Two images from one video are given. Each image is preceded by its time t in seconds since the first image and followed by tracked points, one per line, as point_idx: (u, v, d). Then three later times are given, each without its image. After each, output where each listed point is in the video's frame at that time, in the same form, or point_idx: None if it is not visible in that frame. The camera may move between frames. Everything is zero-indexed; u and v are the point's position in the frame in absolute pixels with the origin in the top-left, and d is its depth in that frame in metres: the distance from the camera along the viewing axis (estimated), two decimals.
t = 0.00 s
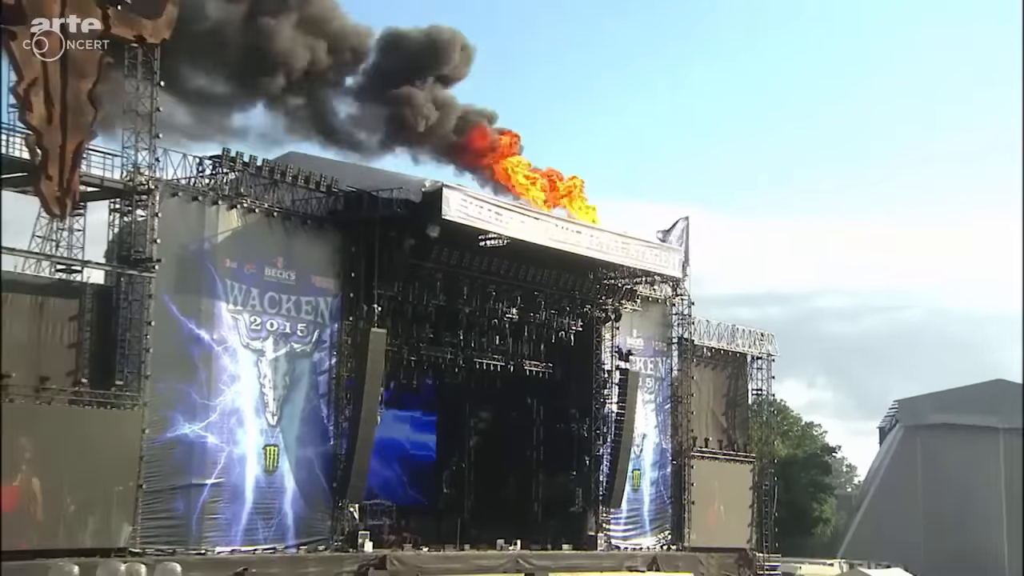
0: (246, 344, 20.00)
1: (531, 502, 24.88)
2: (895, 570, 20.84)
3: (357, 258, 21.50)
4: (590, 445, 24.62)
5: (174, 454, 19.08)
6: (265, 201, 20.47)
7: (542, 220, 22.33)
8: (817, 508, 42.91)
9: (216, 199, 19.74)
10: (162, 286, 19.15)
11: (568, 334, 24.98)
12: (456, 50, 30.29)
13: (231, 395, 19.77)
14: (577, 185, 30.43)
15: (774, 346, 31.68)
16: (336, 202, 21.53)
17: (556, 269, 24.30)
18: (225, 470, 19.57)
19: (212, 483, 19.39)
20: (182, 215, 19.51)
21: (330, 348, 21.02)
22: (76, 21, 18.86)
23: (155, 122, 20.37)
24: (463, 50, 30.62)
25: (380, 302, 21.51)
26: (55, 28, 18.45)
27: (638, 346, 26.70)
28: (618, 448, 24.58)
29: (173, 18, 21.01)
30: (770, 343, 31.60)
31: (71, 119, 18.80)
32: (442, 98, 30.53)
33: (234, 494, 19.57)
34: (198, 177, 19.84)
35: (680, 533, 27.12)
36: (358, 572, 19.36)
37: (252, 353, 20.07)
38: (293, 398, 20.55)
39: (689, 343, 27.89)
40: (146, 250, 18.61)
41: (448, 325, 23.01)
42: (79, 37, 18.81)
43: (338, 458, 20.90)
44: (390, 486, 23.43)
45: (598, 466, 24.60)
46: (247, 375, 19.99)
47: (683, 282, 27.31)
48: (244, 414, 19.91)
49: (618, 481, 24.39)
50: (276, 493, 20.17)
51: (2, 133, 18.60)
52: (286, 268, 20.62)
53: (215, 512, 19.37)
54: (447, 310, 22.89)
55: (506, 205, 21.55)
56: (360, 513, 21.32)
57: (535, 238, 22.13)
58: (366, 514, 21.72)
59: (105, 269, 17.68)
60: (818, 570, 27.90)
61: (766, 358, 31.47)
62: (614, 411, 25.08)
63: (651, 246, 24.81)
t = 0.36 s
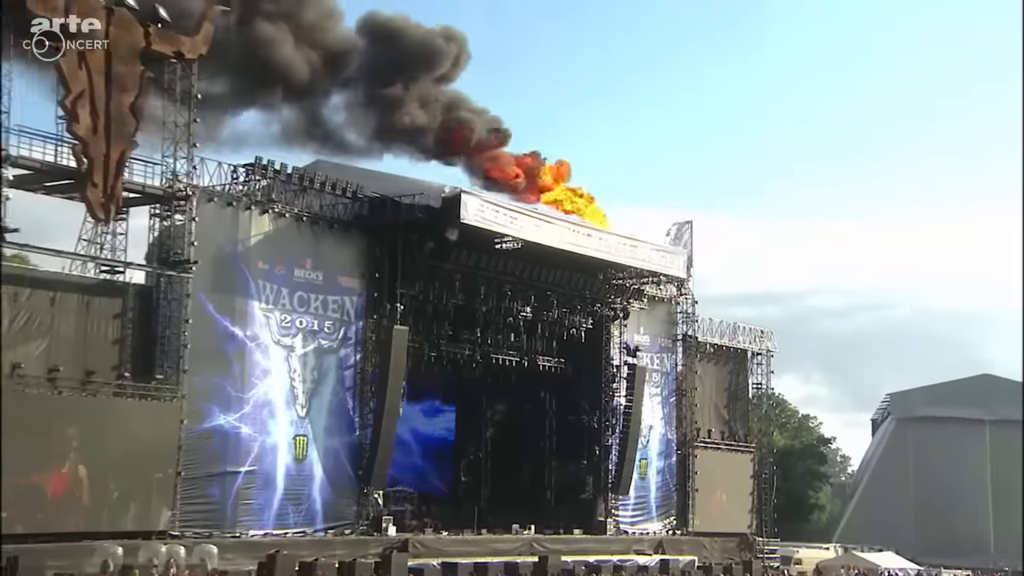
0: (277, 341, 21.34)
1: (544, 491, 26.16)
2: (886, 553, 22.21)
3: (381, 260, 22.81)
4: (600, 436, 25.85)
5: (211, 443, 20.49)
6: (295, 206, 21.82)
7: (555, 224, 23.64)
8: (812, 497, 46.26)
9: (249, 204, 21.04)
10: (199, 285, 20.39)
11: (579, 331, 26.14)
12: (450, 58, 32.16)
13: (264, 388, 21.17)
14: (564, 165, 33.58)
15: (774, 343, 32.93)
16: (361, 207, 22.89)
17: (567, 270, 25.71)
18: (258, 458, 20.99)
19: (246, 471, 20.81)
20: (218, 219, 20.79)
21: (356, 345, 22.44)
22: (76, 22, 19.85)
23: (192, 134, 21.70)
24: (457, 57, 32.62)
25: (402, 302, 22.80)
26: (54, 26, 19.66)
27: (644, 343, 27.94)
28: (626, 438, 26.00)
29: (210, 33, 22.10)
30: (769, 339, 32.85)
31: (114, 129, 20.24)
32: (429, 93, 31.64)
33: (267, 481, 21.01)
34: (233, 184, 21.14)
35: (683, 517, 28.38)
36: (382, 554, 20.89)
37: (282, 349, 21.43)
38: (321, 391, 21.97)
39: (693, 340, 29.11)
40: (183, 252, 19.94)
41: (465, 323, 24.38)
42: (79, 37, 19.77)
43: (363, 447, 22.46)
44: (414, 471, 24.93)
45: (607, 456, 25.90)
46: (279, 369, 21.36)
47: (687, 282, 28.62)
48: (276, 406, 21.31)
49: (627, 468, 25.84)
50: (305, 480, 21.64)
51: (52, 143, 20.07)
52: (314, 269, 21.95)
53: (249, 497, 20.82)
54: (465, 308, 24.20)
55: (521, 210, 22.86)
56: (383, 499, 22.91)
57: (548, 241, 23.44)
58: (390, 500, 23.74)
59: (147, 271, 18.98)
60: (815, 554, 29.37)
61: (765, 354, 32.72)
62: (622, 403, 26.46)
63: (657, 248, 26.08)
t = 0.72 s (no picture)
0: (311, 337, 22.80)
1: (560, 480, 27.61)
2: (884, 536, 23.67)
3: (407, 261, 24.38)
4: (612, 427, 27.31)
5: (250, 432, 22.04)
6: (327, 211, 23.31)
7: (570, 227, 25.05)
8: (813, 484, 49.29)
9: (285, 209, 22.50)
10: (238, 285, 21.84)
11: (592, 329, 27.61)
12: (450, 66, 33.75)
13: (299, 382, 22.64)
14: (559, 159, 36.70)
15: (776, 339, 34.37)
16: (388, 212, 24.47)
17: (582, 270, 27.12)
18: (293, 447, 22.53)
19: (282, 458, 22.37)
20: (255, 224, 22.21)
21: (383, 341, 23.97)
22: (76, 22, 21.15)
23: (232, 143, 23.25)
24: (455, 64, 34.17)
25: (427, 300, 24.33)
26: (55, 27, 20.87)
27: (655, 339, 29.34)
28: (637, 430, 27.27)
29: (248, 51, 23.78)
30: (772, 336, 34.27)
31: (160, 141, 21.75)
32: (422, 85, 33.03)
33: (302, 468, 22.55)
34: (270, 190, 22.59)
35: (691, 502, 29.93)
36: (410, 537, 22.41)
37: (315, 345, 22.88)
38: (351, 384, 23.46)
39: (700, 336, 30.74)
40: (224, 255, 21.46)
41: (486, 320, 25.81)
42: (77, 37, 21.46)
43: (391, 437, 24.01)
44: (439, 459, 26.65)
45: (620, 445, 27.28)
46: (312, 364, 22.83)
47: (695, 282, 30.03)
48: (309, 398, 22.77)
49: (638, 457, 27.07)
50: (337, 467, 23.19)
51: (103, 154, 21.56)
52: (345, 270, 23.41)
53: (285, 483, 22.38)
54: (485, 306, 25.65)
55: (539, 214, 24.28)
56: (410, 485, 24.45)
57: (564, 243, 24.84)
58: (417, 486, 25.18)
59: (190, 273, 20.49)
60: (815, 539, 30.81)
61: (768, 350, 34.16)
62: (634, 396, 27.80)
63: (667, 249, 27.52)
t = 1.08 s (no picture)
0: (346, 334, 24.40)
1: (579, 466, 29.12)
2: (885, 521, 25.08)
3: (437, 263, 26.02)
4: (629, 419, 28.73)
5: (290, 422, 23.62)
6: (361, 216, 24.87)
7: (589, 230, 26.54)
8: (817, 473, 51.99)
9: (322, 214, 23.99)
10: (278, 285, 23.38)
11: (609, 326, 29.19)
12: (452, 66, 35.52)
13: (335, 375, 24.22)
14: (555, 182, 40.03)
15: (783, 334, 35.80)
16: (418, 216, 25.95)
17: (599, 270, 28.59)
18: (330, 437, 24.13)
19: (319, 448, 23.96)
20: (294, 228, 23.74)
21: (413, 338, 25.61)
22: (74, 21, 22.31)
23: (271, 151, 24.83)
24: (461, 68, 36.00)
25: (454, 299, 25.81)
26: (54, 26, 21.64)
27: (668, 336, 30.81)
28: (652, 420, 28.78)
29: (287, 68, 25.48)
30: (779, 331, 35.69)
31: (206, 150, 23.32)
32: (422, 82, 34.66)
33: (337, 457, 24.17)
34: (308, 197, 24.20)
35: (703, 489, 31.37)
36: (439, 521, 23.99)
37: (350, 341, 24.49)
38: (383, 378, 25.09)
39: (712, 333, 32.35)
40: (266, 257, 23.01)
41: (509, 318, 27.41)
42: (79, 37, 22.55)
43: (421, 428, 25.65)
44: (466, 448, 28.27)
45: (636, 436, 28.71)
46: (347, 359, 24.43)
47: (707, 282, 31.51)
48: (344, 391, 24.38)
49: (653, 447, 28.58)
50: (370, 456, 24.82)
51: (153, 163, 23.14)
52: (377, 270, 25.00)
53: (322, 470, 24.00)
54: (508, 304, 27.23)
55: (559, 217, 25.76)
56: (438, 472, 26.17)
57: (582, 245, 26.30)
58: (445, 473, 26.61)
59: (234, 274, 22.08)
60: (823, 523, 31.54)
61: (775, 346, 35.61)
62: (649, 389, 29.29)
63: (681, 251, 28.98)
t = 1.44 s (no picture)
0: (381, 331, 26.02)
1: (600, 456, 31.08)
2: (890, 508, 26.53)
3: (465, 264, 27.70)
4: (646, 411, 30.67)
5: (329, 414, 25.26)
6: (396, 221, 26.72)
7: (608, 233, 28.10)
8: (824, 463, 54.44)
9: (359, 219, 25.71)
10: (317, 285, 24.98)
11: (628, 323, 31.09)
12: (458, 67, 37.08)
13: (370, 369, 25.83)
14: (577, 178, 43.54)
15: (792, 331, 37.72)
16: (448, 220, 27.74)
17: (618, 271, 30.34)
18: (366, 427, 25.77)
19: (356, 437, 25.61)
20: (332, 232, 25.40)
21: (444, 334, 27.31)
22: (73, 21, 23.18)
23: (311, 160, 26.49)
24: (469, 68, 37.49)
25: (482, 299, 27.72)
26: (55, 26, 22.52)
27: (683, 332, 32.63)
28: (669, 412, 30.74)
29: (325, 82, 27.20)
30: (788, 328, 37.56)
31: (251, 160, 24.96)
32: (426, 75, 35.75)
33: (373, 446, 25.78)
34: (345, 203, 25.81)
35: (716, 477, 33.04)
36: (469, 505, 25.58)
37: (385, 337, 26.12)
38: (416, 372, 26.76)
39: (724, 330, 34.37)
40: (307, 258, 24.63)
41: (533, 316, 29.31)
42: (78, 37, 23.44)
43: (451, 419, 27.34)
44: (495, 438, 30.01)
45: (653, 427, 30.60)
46: (382, 355, 26.05)
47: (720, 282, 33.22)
48: (379, 384, 25.98)
49: (670, 438, 30.47)
50: (404, 446, 26.44)
51: (203, 172, 24.79)
52: (410, 271, 26.66)
53: (359, 459, 25.65)
54: (533, 304, 29.16)
55: (581, 221, 27.33)
56: (468, 460, 27.99)
57: (603, 247, 27.87)
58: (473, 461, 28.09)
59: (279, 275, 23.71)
60: (829, 510, 32.94)
61: (785, 342, 37.45)
62: (665, 383, 31.12)
63: (696, 252, 30.56)
